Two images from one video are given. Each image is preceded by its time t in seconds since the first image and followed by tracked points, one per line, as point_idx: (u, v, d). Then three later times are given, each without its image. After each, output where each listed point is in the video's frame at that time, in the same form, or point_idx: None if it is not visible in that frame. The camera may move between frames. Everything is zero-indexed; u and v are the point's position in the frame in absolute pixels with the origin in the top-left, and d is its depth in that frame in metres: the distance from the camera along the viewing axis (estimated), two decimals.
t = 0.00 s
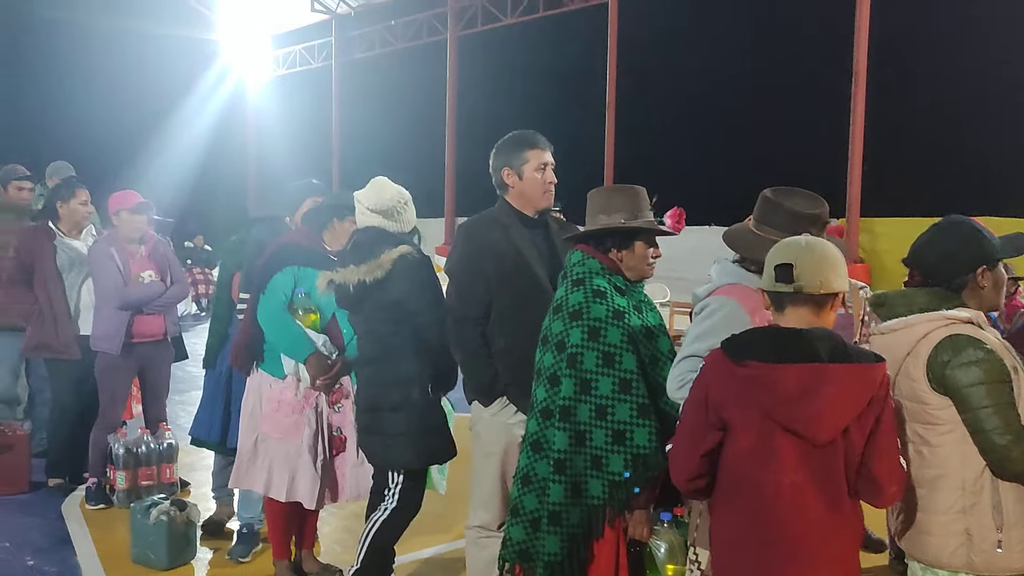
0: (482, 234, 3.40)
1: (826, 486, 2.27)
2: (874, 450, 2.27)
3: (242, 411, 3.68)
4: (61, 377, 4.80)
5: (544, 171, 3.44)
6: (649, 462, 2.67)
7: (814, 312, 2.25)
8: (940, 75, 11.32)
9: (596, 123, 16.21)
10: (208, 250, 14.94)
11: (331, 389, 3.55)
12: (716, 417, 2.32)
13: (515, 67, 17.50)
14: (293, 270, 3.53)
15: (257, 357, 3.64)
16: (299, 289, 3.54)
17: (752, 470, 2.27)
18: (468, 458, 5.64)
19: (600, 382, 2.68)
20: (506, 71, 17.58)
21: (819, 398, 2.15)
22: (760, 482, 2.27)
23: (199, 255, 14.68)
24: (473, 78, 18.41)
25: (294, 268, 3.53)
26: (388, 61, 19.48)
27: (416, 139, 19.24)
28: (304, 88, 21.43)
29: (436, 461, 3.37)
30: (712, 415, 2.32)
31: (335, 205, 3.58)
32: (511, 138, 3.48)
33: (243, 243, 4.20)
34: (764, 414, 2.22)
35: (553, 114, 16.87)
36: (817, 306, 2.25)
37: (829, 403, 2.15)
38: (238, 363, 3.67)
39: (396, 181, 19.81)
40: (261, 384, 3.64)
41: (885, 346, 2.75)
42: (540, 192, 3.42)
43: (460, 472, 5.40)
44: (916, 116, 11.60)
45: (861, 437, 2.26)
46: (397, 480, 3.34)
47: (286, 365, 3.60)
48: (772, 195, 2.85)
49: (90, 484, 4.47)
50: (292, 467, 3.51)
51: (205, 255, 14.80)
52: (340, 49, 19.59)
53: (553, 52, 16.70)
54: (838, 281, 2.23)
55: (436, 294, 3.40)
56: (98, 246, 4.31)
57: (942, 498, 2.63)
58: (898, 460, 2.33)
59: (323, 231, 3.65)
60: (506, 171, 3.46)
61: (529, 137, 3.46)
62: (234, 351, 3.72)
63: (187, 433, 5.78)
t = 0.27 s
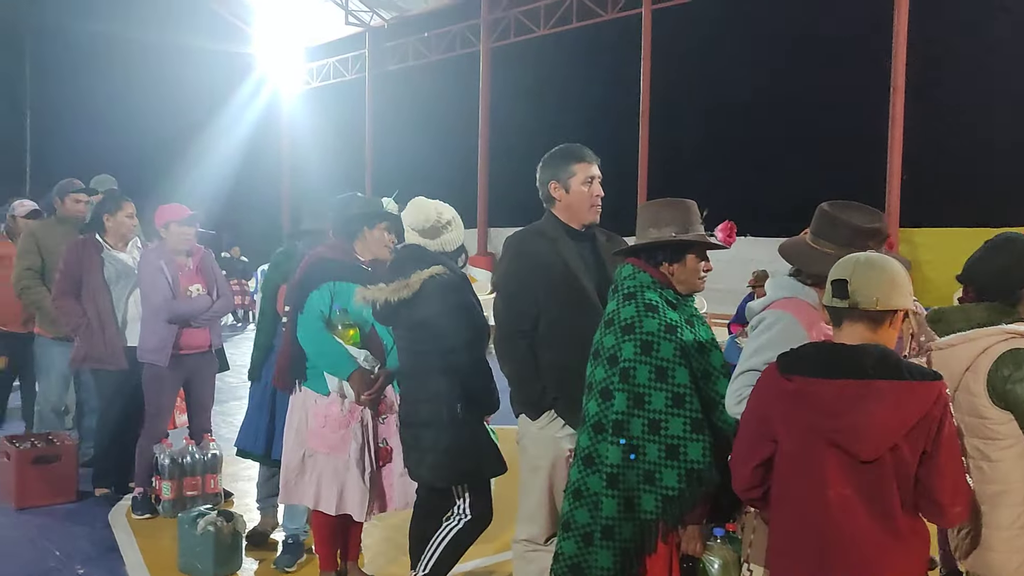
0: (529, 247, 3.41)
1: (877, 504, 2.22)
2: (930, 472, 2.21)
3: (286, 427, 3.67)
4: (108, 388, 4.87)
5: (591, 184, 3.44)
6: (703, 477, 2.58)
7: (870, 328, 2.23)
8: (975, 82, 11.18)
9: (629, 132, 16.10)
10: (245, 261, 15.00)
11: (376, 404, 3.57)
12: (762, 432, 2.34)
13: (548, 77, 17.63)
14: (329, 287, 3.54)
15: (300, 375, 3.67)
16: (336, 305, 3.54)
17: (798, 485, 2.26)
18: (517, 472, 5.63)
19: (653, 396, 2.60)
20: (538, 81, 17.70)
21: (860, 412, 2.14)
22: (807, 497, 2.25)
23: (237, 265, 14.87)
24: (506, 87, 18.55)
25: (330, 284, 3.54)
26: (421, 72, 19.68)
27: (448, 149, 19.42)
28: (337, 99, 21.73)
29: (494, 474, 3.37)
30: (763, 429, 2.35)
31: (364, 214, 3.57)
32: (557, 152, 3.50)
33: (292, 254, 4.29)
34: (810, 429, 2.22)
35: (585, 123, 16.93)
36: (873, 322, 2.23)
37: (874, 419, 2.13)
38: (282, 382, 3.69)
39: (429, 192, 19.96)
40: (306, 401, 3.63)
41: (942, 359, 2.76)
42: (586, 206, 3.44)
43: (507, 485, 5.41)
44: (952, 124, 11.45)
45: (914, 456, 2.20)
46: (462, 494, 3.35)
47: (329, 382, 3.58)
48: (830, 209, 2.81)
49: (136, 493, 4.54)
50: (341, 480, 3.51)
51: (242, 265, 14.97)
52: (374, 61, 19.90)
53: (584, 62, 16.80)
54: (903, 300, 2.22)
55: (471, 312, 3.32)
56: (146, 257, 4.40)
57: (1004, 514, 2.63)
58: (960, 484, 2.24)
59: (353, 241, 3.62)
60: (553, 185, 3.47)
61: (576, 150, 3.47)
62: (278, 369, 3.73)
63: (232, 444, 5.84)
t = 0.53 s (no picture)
0: (569, 254, 3.40)
1: (890, 509, 2.21)
2: (944, 476, 2.16)
3: (324, 437, 3.68)
4: (148, 396, 4.93)
5: (631, 192, 3.40)
6: (749, 485, 2.58)
7: (891, 333, 2.27)
8: (1007, 87, 11.10)
9: (657, 138, 16.08)
10: (277, 268, 15.14)
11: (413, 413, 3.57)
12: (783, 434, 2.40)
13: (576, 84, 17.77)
14: (359, 298, 3.53)
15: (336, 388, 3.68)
16: (368, 316, 3.53)
17: (811, 485, 2.31)
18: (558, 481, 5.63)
19: (700, 404, 2.59)
20: (566, 88, 17.85)
21: (864, 409, 2.19)
22: (820, 497, 2.29)
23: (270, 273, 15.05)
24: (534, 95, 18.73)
25: (360, 295, 3.54)
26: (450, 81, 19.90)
27: (476, 156, 19.61)
28: (366, 108, 22.03)
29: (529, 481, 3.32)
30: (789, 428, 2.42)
31: (389, 219, 3.62)
32: (597, 160, 3.48)
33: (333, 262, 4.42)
34: (823, 428, 2.28)
35: (613, 130, 17.02)
36: (894, 328, 2.27)
37: (878, 417, 2.17)
38: (317, 393, 3.71)
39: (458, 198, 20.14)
40: (343, 412, 3.65)
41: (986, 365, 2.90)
42: (627, 213, 3.40)
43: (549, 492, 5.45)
44: (984, 129, 11.36)
45: (929, 461, 2.17)
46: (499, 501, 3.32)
47: (366, 393, 3.58)
48: (882, 215, 2.93)
49: (177, 498, 4.62)
50: (379, 489, 3.53)
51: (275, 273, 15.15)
52: (404, 69, 20.12)
53: (613, 69, 16.91)
54: (930, 305, 2.24)
55: (507, 322, 3.30)
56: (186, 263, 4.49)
57: None
58: (978, 492, 2.16)
59: (380, 247, 3.66)
60: (592, 193, 3.44)
61: (615, 158, 3.44)
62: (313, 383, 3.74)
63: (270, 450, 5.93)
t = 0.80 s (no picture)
0: (606, 259, 3.37)
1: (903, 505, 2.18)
2: (960, 477, 2.11)
3: (359, 444, 3.70)
4: (182, 400, 4.98)
5: (667, 197, 3.36)
6: (792, 491, 2.54)
7: (914, 334, 2.25)
8: None
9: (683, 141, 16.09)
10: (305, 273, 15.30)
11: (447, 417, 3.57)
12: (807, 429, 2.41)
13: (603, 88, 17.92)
14: (391, 306, 3.55)
15: (372, 394, 3.66)
16: (400, 324, 3.55)
17: (826, 478, 2.32)
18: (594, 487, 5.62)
19: (741, 409, 2.57)
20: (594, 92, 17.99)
21: (881, 401, 2.19)
22: (834, 491, 2.30)
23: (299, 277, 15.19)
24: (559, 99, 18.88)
25: (393, 303, 3.55)
26: (476, 85, 20.08)
27: (502, 160, 19.87)
28: (394, 113, 22.31)
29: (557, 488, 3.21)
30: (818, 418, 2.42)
31: (412, 223, 3.71)
32: (633, 165, 3.44)
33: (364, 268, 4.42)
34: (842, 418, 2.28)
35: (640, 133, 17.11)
36: (916, 329, 2.25)
37: (888, 409, 2.17)
38: (350, 402, 3.69)
39: (484, 203, 20.35)
40: (378, 420, 3.65)
41: None
42: (662, 217, 3.35)
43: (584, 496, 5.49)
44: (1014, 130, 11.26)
45: (944, 460, 2.12)
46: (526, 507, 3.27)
47: (402, 400, 3.59)
48: (928, 219, 2.93)
49: (212, 501, 4.70)
50: (415, 495, 3.53)
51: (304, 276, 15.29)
52: (430, 75, 20.32)
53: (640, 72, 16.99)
54: (949, 304, 2.20)
55: (542, 342, 3.20)
56: (227, 271, 4.58)
57: None
58: (994, 495, 2.09)
59: (404, 249, 3.74)
60: (628, 198, 3.41)
61: (650, 162, 3.40)
62: (346, 392, 3.72)
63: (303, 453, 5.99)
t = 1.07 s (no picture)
0: (639, 261, 3.30)
1: (953, 512, 2.15)
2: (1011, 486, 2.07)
3: (395, 445, 3.70)
4: (211, 402, 5.02)
5: (700, 198, 3.31)
6: (832, 495, 2.52)
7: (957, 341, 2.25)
8: None
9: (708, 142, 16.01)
10: (332, 275, 15.40)
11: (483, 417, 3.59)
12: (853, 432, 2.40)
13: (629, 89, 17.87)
14: (425, 308, 3.56)
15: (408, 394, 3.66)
16: (435, 325, 3.57)
17: (873, 485, 2.30)
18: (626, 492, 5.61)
19: (780, 412, 2.56)
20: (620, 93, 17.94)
21: (930, 408, 2.17)
22: (882, 497, 2.28)
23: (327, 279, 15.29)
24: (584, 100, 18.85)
25: (428, 305, 3.57)
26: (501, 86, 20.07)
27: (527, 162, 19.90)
28: (419, 115, 22.36)
29: (590, 490, 3.23)
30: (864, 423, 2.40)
31: (444, 225, 3.70)
32: (665, 166, 3.39)
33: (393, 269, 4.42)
34: (889, 425, 2.26)
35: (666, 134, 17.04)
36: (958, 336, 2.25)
37: (939, 412, 2.15)
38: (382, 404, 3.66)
39: (509, 204, 20.40)
40: (415, 422, 3.64)
41: None
42: (696, 219, 3.30)
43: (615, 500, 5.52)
44: None
45: (996, 468, 2.09)
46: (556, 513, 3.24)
47: (438, 400, 3.59)
48: (970, 222, 3.00)
49: (245, 501, 4.75)
50: (452, 495, 3.54)
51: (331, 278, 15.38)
52: (455, 77, 20.35)
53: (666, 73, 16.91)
54: (985, 305, 2.20)
55: (574, 335, 3.20)
56: (259, 272, 4.68)
57: None
58: None
59: (438, 253, 3.73)
60: (661, 199, 3.35)
61: (683, 163, 3.34)
62: (380, 394, 3.70)
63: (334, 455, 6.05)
